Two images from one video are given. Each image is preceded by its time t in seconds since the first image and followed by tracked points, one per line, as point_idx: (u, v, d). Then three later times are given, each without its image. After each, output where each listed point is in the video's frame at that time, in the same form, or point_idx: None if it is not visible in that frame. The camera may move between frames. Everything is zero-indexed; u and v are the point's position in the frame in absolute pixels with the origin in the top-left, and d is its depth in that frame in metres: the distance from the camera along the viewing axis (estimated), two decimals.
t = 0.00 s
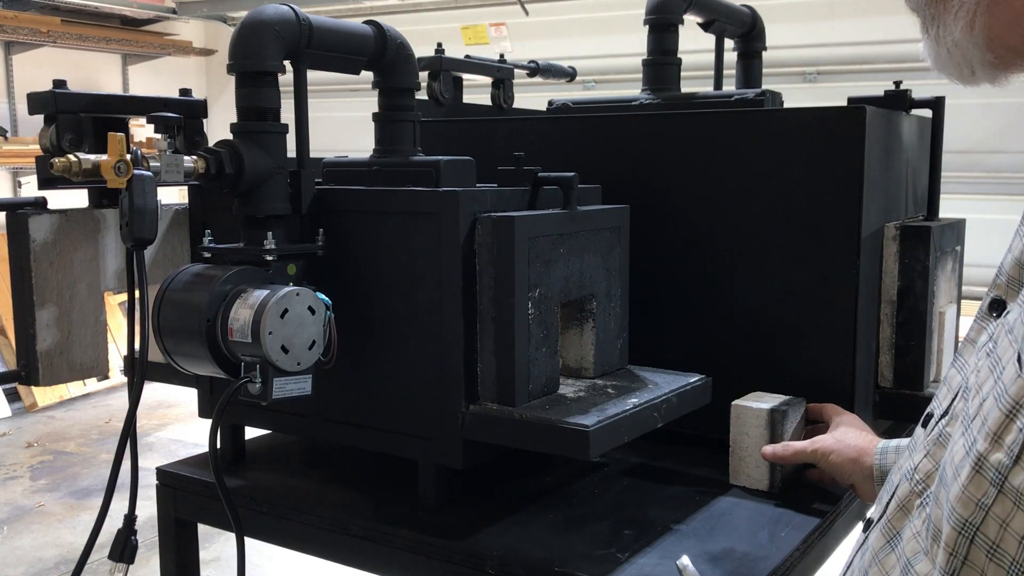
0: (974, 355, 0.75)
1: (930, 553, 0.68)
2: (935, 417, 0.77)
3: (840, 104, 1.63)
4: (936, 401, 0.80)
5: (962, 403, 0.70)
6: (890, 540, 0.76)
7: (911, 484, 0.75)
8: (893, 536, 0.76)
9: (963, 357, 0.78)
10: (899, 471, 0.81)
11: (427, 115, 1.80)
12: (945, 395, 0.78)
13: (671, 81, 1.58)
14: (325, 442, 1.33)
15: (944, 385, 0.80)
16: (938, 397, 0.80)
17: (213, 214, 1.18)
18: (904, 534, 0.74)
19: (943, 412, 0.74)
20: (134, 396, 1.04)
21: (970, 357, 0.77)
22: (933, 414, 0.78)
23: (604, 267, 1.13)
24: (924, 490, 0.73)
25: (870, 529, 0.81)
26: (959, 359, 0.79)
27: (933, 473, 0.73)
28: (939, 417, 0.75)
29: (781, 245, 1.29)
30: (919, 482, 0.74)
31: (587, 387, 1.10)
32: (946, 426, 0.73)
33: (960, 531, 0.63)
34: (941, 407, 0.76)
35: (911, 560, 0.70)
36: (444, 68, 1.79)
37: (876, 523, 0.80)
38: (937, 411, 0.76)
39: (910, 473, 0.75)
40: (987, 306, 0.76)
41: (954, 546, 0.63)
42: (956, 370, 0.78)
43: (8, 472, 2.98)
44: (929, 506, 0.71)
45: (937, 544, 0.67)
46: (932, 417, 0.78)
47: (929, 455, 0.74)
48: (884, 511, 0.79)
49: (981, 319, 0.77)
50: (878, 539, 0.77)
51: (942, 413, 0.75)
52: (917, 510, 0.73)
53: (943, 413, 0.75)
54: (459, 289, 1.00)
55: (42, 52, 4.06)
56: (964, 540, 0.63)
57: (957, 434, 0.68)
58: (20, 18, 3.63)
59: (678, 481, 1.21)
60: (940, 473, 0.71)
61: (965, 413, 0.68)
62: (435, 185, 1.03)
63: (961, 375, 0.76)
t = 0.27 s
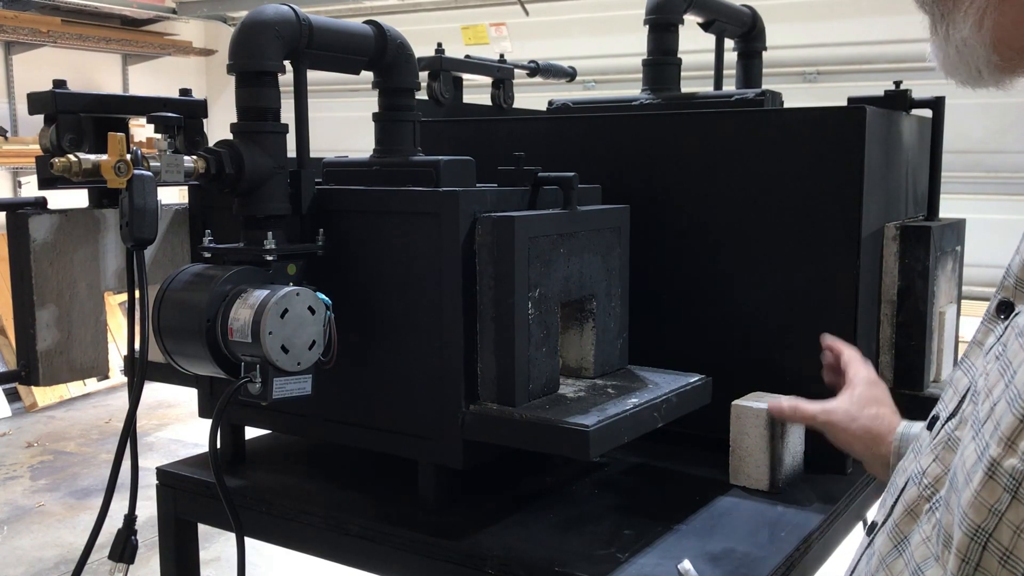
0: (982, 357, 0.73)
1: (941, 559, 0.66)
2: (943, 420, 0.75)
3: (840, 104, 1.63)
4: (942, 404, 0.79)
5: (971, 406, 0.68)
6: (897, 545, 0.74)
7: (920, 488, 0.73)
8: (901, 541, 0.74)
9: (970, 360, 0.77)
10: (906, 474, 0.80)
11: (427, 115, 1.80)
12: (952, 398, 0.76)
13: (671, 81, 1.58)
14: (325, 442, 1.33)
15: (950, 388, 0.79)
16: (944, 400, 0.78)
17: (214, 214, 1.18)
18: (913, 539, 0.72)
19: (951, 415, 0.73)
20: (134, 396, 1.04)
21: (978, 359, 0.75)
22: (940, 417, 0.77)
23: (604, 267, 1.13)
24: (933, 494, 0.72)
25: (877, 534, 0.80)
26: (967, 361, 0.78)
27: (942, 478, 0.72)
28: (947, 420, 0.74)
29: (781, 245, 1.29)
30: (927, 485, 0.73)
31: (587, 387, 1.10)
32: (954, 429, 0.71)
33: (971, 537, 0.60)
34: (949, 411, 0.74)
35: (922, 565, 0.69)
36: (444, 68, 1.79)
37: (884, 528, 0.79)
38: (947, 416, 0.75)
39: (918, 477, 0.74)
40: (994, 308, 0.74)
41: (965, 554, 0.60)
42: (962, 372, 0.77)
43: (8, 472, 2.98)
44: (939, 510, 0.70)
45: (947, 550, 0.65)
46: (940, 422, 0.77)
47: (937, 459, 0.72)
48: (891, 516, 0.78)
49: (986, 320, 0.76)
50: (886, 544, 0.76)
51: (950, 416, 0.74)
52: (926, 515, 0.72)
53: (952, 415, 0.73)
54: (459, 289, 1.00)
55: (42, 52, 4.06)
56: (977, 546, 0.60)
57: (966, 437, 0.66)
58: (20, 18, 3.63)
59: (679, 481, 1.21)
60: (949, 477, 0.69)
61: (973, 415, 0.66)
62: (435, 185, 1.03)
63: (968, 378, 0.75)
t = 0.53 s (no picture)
0: (994, 356, 0.72)
1: (965, 562, 0.65)
2: (954, 423, 0.74)
3: (840, 104, 1.63)
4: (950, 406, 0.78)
5: (990, 407, 0.67)
6: (914, 549, 0.73)
7: (935, 489, 0.72)
8: (917, 543, 0.73)
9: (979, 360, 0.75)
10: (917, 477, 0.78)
11: (427, 115, 1.80)
12: (962, 398, 0.75)
13: (671, 81, 1.58)
14: (325, 442, 1.33)
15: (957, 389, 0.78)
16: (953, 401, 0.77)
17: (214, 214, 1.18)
18: (930, 542, 0.71)
19: (966, 415, 0.72)
20: (134, 396, 1.04)
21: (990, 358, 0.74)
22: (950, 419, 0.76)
23: (604, 267, 1.13)
24: (950, 495, 0.71)
25: (889, 539, 0.78)
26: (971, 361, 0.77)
27: (959, 479, 0.70)
28: (961, 421, 0.72)
29: (782, 245, 1.29)
30: (943, 487, 0.71)
31: (587, 387, 1.10)
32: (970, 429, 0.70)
33: (1005, 538, 0.60)
34: (961, 411, 0.73)
35: (942, 568, 0.68)
36: (444, 68, 1.79)
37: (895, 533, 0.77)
38: (958, 416, 0.74)
39: (933, 479, 0.73)
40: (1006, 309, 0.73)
41: (999, 553, 0.60)
42: (969, 370, 0.76)
43: (8, 472, 2.98)
44: (957, 512, 0.68)
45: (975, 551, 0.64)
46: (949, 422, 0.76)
47: (952, 460, 0.71)
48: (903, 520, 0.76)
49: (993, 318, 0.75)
50: (901, 548, 0.74)
51: (962, 415, 0.73)
52: (942, 517, 0.70)
53: (966, 417, 0.72)
54: (459, 289, 1.00)
55: (42, 52, 4.06)
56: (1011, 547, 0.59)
57: (989, 437, 0.65)
58: (20, 18, 3.63)
59: (679, 481, 1.21)
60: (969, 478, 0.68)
61: (996, 415, 0.65)
62: (435, 185, 1.03)
63: (980, 378, 0.73)
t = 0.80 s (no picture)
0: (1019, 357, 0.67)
1: None
2: (979, 430, 0.68)
3: (840, 104, 1.63)
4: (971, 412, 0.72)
5: None
6: (952, 566, 0.66)
7: (968, 500, 0.66)
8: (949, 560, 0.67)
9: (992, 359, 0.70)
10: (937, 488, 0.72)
11: (428, 115, 1.80)
12: (985, 401, 0.69)
13: (671, 81, 1.58)
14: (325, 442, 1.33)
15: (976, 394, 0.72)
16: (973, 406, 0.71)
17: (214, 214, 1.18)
18: (966, 557, 0.65)
19: (998, 420, 0.66)
20: (134, 396, 1.04)
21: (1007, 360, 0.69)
22: (974, 425, 0.70)
23: (604, 267, 1.13)
24: (986, 506, 0.65)
25: (911, 552, 0.72)
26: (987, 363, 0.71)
27: (995, 488, 0.65)
28: (990, 427, 0.67)
29: (782, 245, 1.29)
30: (977, 496, 0.65)
31: (587, 387, 1.10)
32: (1004, 435, 0.65)
33: None
34: (987, 417, 0.68)
35: None
36: (444, 68, 1.79)
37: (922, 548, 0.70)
38: (983, 422, 0.68)
39: (967, 489, 0.67)
40: None
41: None
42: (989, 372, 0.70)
43: (8, 472, 2.98)
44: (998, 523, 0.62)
45: None
46: (968, 429, 0.70)
47: (985, 467, 0.65)
48: (931, 535, 0.70)
49: (1008, 316, 0.70)
50: (937, 564, 0.67)
51: (989, 421, 0.67)
52: (979, 529, 0.64)
53: (997, 423, 0.66)
54: (459, 289, 1.00)
55: (42, 52, 4.06)
56: None
57: None
58: (20, 18, 3.63)
59: (679, 481, 1.21)
60: (1011, 486, 0.62)
61: None
62: (435, 185, 1.03)
63: (1007, 381, 0.67)
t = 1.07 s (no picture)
0: None
1: None
2: (1009, 442, 0.69)
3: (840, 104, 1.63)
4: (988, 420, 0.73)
5: None
6: None
7: (1010, 513, 0.66)
8: None
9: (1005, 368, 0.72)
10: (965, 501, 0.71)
11: (427, 115, 1.80)
12: (1010, 408, 0.70)
13: (671, 81, 1.58)
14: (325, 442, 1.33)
15: (992, 401, 0.73)
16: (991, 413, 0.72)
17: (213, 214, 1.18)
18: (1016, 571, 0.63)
19: None
20: (134, 396, 1.04)
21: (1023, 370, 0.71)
22: (999, 433, 0.70)
23: (604, 267, 1.13)
24: None
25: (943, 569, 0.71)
26: (999, 368, 0.73)
27: None
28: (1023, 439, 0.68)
29: (782, 245, 1.29)
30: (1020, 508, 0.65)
31: (587, 387, 1.10)
32: None
33: None
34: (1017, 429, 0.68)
35: None
36: (444, 68, 1.79)
37: (956, 565, 0.69)
38: (1012, 435, 0.69)
39: (1009, 502, 0.66)
40: None
41: None
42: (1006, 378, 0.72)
43: (8, 472, 2.98)
44: None
45: None
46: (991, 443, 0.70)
47: None
48: (966, 551, 0.69)
49: (1015, 318, 0.73)
50: None
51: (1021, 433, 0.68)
52: None
53: None
54: (459, 289, 1.00)
55: (42, 52, 4.06)
56: None
57: None
58: (20, 18, 3.63)
59: (679, 481, 1.21)
60: None
61: None
62: (435, 185, 1.03)
63: None
